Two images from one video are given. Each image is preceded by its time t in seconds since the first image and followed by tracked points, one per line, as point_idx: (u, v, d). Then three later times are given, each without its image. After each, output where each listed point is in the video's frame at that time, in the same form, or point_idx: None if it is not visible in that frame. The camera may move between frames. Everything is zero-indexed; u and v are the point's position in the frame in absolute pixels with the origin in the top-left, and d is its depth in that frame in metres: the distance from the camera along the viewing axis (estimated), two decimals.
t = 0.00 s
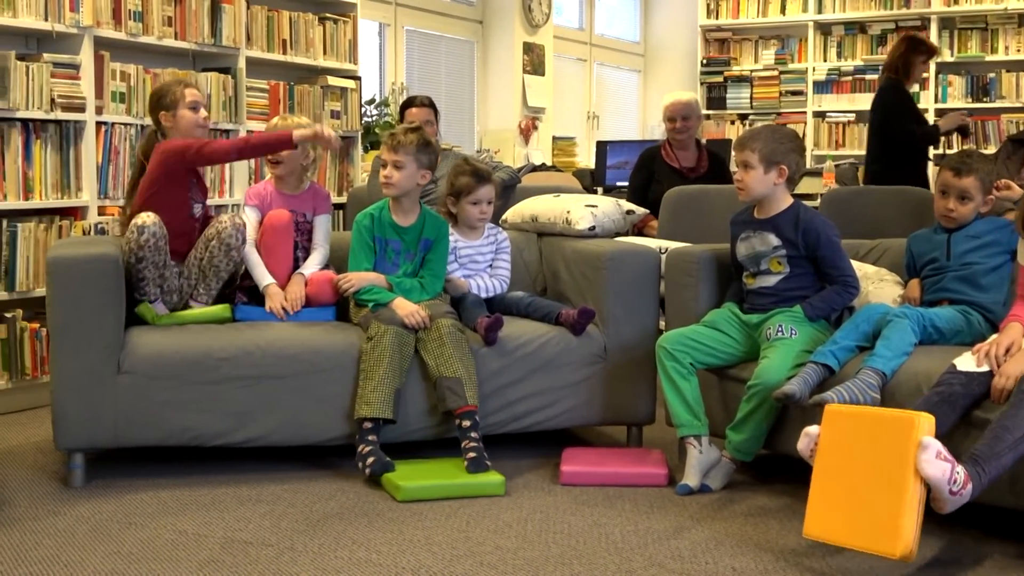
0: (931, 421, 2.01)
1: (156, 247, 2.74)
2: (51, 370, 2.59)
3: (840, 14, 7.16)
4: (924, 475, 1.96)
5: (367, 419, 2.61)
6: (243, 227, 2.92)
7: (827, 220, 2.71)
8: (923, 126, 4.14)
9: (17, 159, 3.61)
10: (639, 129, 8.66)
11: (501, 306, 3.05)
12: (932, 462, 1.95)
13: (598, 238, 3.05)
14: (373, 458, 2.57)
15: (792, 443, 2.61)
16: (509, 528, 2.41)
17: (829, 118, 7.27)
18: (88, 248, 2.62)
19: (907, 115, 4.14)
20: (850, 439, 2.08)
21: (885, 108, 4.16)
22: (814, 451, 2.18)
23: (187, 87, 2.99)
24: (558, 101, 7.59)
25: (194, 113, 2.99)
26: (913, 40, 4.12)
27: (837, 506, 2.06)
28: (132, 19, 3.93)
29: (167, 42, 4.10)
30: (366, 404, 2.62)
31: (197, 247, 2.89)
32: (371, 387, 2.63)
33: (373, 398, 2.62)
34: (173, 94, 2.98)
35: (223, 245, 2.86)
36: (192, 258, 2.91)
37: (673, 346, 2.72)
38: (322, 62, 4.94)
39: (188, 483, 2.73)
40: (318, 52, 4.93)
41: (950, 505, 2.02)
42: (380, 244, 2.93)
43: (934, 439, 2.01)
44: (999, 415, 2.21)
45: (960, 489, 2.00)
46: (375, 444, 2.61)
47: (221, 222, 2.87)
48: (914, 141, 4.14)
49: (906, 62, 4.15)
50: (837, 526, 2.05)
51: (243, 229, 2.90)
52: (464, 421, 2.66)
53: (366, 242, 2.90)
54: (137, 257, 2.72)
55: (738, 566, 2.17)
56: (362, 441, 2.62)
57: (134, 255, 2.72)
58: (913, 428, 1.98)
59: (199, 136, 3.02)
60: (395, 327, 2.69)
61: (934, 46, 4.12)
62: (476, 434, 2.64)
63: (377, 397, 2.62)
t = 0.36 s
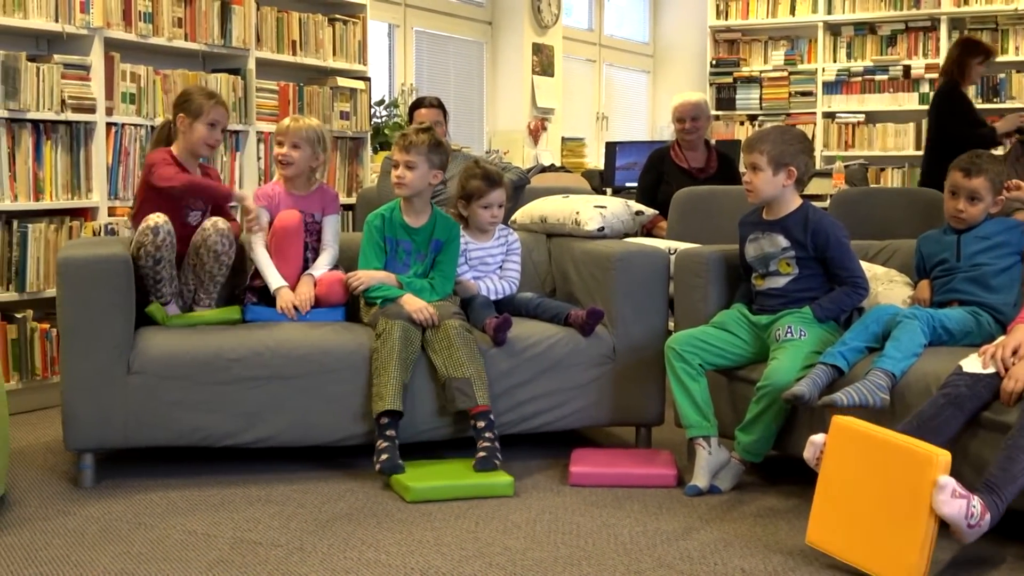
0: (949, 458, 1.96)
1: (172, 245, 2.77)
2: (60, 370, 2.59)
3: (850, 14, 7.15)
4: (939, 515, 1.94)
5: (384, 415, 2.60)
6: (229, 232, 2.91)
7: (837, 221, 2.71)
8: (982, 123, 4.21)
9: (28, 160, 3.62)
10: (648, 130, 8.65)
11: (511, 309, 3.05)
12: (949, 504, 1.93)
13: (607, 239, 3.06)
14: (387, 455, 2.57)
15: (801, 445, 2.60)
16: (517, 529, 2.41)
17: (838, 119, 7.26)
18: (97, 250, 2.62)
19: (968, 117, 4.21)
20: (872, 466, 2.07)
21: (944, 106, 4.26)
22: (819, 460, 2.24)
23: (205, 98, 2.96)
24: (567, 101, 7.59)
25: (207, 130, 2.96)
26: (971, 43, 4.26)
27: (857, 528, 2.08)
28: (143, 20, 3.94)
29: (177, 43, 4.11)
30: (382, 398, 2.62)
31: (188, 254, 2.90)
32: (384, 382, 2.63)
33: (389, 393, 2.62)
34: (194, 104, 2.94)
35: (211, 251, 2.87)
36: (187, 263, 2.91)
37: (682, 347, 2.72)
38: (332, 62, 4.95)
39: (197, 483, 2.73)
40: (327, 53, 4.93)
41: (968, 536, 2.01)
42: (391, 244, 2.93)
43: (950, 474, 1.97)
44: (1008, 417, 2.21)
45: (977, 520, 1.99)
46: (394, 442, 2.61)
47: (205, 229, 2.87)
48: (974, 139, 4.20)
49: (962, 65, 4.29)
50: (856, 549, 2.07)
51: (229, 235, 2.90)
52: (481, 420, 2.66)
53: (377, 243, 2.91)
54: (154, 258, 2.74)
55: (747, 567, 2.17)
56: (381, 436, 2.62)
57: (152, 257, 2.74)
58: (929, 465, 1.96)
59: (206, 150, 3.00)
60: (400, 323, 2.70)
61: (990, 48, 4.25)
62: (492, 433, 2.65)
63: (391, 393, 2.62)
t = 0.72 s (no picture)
0: (949, 449, 1.97)
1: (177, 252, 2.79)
2: (64, 372, 2.60)
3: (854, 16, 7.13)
4: (941, 506, 1.94)
5: (392, 419, 2.61)
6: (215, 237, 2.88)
7: (841, 224, 2.70)
8: None
9: (32, 162, 3.63)
10: (651, 133, 8.65)
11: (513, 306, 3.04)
12: (951, 492, 1.93)
13: (610, 242, 3.06)
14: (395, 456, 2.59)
15: (805, 448, 2.60)
16: (520, 531, 2.41)
17: (842, 121, 7.26)
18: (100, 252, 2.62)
19: None
20: (869, 465, 2.07)
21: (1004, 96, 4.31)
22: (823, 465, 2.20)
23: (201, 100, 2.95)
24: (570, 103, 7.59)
25: (203, 129, 2.94)
26: None
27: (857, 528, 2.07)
28: (146, 22, 3.94)
29: (181, 46, 4.11)
30: (388, 405, 2.62)
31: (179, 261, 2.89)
32: (390, 387, 2.64)
33: (397, 400, 2.62)
34: (189, 104, 2.94)
35: (199, 258, 2.85)
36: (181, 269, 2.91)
37: (685, 349, 2.72)
38: (336, 65, 4.96)
39: (200, 485, 2.73)
40: (331, 56, 4.94)
41: (974, 531, 2.00)
42: (395, 247, 2.93)
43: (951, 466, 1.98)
44: (1012, 419, 2.20)
45: (982, 513, 1.99)
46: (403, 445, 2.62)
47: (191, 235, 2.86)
48: None
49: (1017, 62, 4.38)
50: (860, 548, 2.06)
51: (215, 240, 2.87)
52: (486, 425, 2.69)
53: (380, 246, 2.90)
54: (160, 265, 2.76)
55: (750, 570, 2.17)
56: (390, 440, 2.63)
57: (159, 264, 2.76)
58: (930, 458, 1.96)
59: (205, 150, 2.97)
60: (407, 328, 2.70)
61: None
62: (497, 437, 2.67)
63: (398, 396, 2.62)
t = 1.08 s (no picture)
0: (947, 433, 2.00)
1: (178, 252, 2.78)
2: (64, 372, 2.60)
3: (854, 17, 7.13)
4: (943, 488, 1.96)
5: (368, 410, 2.54)
6: (227, 238, 2.92)
7: (841, 225, 2.70)
8: None
9: (32, 162, 3.63)
10: (651, 133, 8.65)
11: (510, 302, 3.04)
12: (950, 472, 1.95)
13: (610, 242, 3.06)
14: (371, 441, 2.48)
15: (806, 449, 2.59)
16: (520, 531, 2.41)
17: (843, 121, 7.26)
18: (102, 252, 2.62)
19: None
20: (867, 452, 2.07)
21: None
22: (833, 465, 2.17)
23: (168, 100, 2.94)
24: (570, 104, 7.59)
25: (173, 125, 2.92)
26: None
27: (858, 514, 2.06)
28: (146, 23, 3.94)
29: (181, 47, 4.11)
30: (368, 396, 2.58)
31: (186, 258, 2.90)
32: (373, 381, 2.60)
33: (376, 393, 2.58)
34: (155, 108, 2.94)
35: (208, 256, 2.87)
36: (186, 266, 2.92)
37: (685, 350, 2.72)
38: (336, 66, 4.96)
39: (200, 486, 2.73)
40: (331, 56, 4.93)
41: (974, 518, 2.01)
42: (394, 247, 2.93)
43: (951, 449, 2.00)
44: (1013, 420, 2.20)
45: (983, 498, 2.00)
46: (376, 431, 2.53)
47: (202, 234, 2.88)
48: None
49: None
50: (865, 544, 2.04)
51: (226, 239, 2.91)
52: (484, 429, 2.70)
53: (379, 246, 2.90)
54: (161, 266, 2.76)
55: (750, 570, 2.16)
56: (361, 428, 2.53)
57: (160, 265, 2.76)
58: (930, 443, 1.97)
59: (183, 145, 2.95)
60: (400, 332, 2.69)
61: None
62: (492, 441, 2.70)
63: (380, 390, 2.58)
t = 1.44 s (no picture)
0: (949, 429, 2.00)
1: (173, 250, 2.78)
2: (64, 372, 2.59)
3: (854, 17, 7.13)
4: (944, 480, 1.95)
5: (371, 424, 2.59)
6: (246, 224, 2.96)
7: (843, 226, 2.70)
8: None
9: (32, 163, 3.63)
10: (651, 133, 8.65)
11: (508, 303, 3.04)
12: (952, 466, 1.95)
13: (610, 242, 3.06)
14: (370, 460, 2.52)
15: (805, 449, 2.59)
16: (521, 531, 2.41)
17: (842, 121, 7.26)
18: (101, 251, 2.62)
19: None
20: (866, 446, 2.07)
21: None
22: (830, 460, 2.17)
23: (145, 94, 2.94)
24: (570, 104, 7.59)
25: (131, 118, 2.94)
26: None
27: (856, 508, 2.06)
28: (146, 23, 3.94)
29: (180, 47, 4.11)
30: (371, 409, 2.61)
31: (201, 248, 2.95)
32: (376, 391, 2.63)
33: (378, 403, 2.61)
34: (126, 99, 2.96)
35: (226, 243, 2.92)
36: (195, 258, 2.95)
37: (685, 350, 2.72)
38: (336, 66, 4.95)
39: (200, 486, 2.73)
40: (331, 56, 4.93)
41: (974, 516, 2.00)
42: (393, 247, 2.93)
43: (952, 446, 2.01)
44: (1013, 420, 2.20)
45: (986, 495, 1.99)
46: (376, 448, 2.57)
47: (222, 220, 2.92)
48: None
49: None
50: (861, 539, 2.04)
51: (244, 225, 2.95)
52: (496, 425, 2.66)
53: (378, 247, 2.90)
54: (155, 262, 2.75)
55: (750, 570, 2.16)
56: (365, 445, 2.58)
57: (154, 262, 2.75)
58: (931, 437, 1.98)
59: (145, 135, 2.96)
60: (397, 336, 2.70)
61: None
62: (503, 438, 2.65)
63: (381, 402, 2.61)
